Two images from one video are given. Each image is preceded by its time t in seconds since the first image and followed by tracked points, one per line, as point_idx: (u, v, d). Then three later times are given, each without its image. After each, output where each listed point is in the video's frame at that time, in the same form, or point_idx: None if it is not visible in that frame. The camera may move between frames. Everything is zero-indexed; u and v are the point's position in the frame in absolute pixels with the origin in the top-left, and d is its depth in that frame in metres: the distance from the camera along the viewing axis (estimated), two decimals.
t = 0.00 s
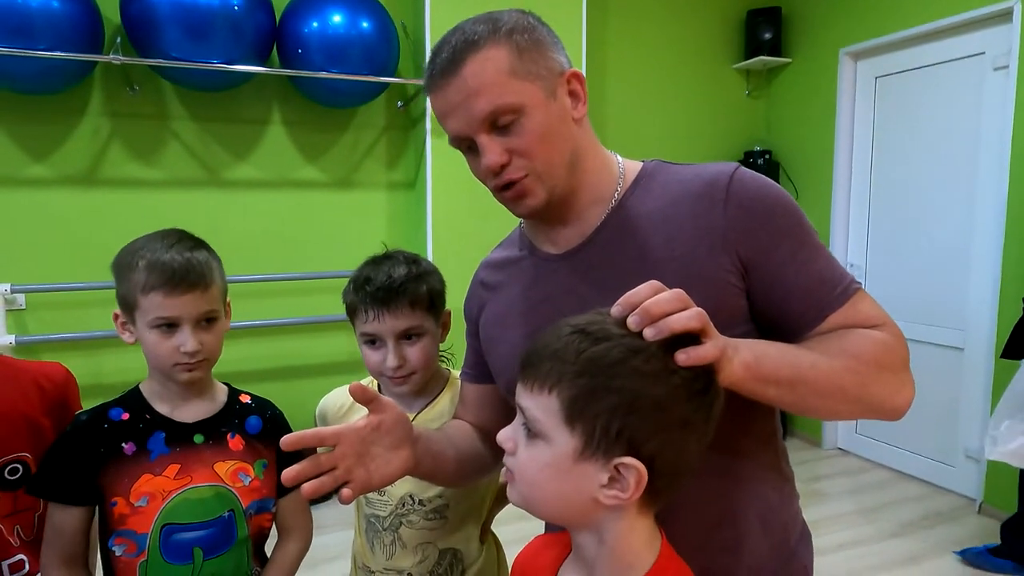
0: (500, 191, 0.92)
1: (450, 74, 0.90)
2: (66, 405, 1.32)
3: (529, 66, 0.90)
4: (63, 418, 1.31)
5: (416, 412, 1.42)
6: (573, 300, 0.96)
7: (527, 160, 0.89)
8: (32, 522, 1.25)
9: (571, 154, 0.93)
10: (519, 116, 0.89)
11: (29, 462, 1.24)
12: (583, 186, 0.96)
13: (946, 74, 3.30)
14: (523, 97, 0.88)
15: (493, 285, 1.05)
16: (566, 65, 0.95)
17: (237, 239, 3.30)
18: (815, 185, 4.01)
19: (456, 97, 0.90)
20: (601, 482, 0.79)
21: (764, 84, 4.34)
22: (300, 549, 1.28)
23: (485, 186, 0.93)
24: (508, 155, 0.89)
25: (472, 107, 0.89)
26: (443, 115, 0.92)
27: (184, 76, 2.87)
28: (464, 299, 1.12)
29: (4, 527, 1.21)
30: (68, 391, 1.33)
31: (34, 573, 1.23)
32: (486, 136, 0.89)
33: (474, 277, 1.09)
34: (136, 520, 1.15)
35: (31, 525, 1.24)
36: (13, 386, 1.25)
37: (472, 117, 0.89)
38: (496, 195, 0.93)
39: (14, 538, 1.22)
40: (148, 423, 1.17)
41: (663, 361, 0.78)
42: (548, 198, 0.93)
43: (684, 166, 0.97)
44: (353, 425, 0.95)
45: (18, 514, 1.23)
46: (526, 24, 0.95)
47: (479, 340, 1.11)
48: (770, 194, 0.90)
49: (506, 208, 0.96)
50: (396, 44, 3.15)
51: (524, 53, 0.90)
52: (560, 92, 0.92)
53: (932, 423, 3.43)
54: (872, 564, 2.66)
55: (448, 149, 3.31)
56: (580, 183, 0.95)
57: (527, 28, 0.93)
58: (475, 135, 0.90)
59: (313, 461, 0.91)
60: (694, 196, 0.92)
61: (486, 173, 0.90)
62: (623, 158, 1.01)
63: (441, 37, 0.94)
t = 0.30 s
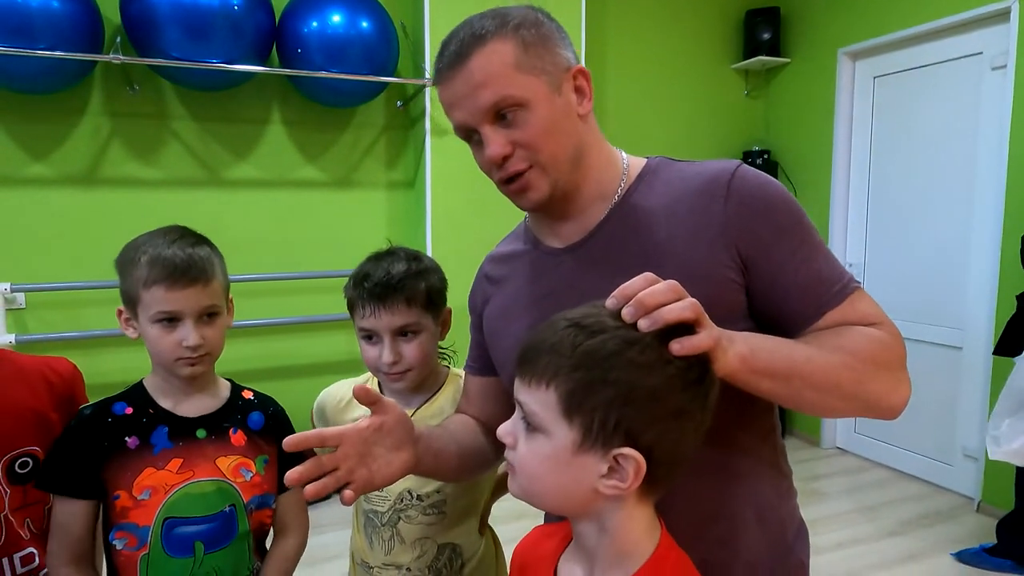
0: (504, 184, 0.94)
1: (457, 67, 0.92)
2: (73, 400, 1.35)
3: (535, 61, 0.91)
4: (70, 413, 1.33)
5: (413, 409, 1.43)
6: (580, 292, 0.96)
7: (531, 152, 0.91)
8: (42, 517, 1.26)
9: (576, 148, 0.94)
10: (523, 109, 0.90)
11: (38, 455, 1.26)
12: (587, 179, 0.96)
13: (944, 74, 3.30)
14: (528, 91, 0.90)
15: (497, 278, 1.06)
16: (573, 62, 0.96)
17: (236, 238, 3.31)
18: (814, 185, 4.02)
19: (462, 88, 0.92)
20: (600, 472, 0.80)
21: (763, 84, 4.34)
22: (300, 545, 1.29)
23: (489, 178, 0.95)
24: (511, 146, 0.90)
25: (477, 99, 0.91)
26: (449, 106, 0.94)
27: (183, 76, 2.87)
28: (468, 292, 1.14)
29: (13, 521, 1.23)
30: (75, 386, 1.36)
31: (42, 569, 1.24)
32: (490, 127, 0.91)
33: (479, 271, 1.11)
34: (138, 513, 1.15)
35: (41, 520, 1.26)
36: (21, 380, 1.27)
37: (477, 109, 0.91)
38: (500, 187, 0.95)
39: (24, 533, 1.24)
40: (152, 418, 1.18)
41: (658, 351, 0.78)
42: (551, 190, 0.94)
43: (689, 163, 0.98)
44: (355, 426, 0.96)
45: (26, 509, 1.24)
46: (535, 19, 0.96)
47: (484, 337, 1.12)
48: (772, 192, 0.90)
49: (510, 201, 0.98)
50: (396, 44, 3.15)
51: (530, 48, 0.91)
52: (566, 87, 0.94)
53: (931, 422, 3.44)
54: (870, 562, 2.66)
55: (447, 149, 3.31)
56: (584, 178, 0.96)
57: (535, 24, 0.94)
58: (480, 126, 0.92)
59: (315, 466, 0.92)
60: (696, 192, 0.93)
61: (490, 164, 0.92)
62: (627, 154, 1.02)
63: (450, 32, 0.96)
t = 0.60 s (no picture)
0: (517, 173, 0.98)
1: (476, 60, 0.96)
2: (79, 398, 1.43)
3: (551, 55, 0.95)
4: (75, 413, 1.42)
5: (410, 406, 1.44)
6: (595, 276, 0.98)
7: (542, 144, 0.94)
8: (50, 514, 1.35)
9: (588, 143, 0.97)
10: (537, 102, 0.94)
11: (46, 454, 1.35)
12: (596, 174, 0.98)
13: (942, 74, 3.31)
14: (542, 86, 0.93)
15: (508, 266, 1.09)
16: (590, 57, 0.99)
17: (235, 238, 3.31)
18: (812, 185, 4.03)
19: (481, 79, 0.96)
20: (597, 466, 0.80)
21: (761, 84, 4.35)
22: (298, 545, 1.31)
23: (503, 166, 0.99)
24: (523, 138, 0.94)
25: (492, 90, 0.95)
26: (468, 95, 0.98)
27: (182, 75, 2.87)
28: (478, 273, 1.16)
29: (23, 517, 1.32)
30: (81, 384, 1.44)
31: (46, 565, 1.34)
32: (503, 119, 0.95)
33: (490, 256, 1.13)
34: (143, 516, 1.16)
35: (48, 517, 1.35)
36: (30, 380, 1.35)
37: (492, 100, 0.95)
38: (513, 177, 0.99)
39: (31, 530, 1.33)
40: (155, 420, 1.19)
41: (649, 345, 0.79)
42: (560, 183, 0.97)
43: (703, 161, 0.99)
44: (307, 377, 0.96)
45: (34, 506, 1.33)
46: (556, 15, 0.99)
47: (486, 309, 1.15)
48: (782, 192, 0.91)
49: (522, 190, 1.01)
50: (394, 43, 3.16)
51: (548, 42, 0.95)
52: (582, 82, 0.96)
53: (929, 421, 3.45)
54: (868, 561, 2.67)
55: (446, 149, 3.31)
56: (595, 171, 0.98)
57: (554, 18, 0.98)
58: (494, 117, 0.96)
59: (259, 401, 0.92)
60: (705, 189, 0.94)
61: (502, 154, 0.96)
62: (642, 150, 1.03)
63: (474, 23, 1.00)
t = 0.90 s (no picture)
0: (523, 169, 0.99)
1: (490, 55, 0.97)
2: (83, 399, 1.44)
3: (565, 55, 0.96)
4: (80, 415, 1.43)
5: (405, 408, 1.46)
6: (600, 277, 0.99)
7: (551, 143, 0.95)
8: (56, 516, 1.36)
9: (596, 144, 0.98)
10: (549, 100, 0.95)
11: (52, 456, 1.35)
12: (604, 176, 0.99)
13: (938, 76, 3.33)
14: (554, 84, 0.94)
15: (514, 266, 1.10)
16: (604, 59, 0.99)
17: (233, 239, 3.31)
18: (808, 185, 4.04)
19: (495, 73, 0.97)
20: (598, 471, 0.81)
21: (758, 85, 4.36)
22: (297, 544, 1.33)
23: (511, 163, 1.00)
24: (531, 135, 0.95)
25: (504, 85, 0.96)
26: (481, 88, 0.99)
27: (180, 77, 2.88)
28: (483, 268, 1.17)
29: (28, 521, 1.33)
30: (85, 385, 1.45)
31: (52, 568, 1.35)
32: (514, 116, 0.96)
33: (496, 253, 1.14)
34: (143, 515, 1.16)
35: (56, 519, 1.36)
36: (33, 383, 1.36)
37: (503, 95, 0.96)
38: (520, 173, 1.00)
39: (37, 533, 1.34)
40: (155, 421, 1.19)
41: (647, 350, 0.80)
42: (567, 182, 0.98)
43: (710, 168, 1.00)
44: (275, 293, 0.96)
45: (40, 509, 1.34)
46: (575, 16, 1.00)
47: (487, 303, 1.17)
48: (788, 204, 0.92)
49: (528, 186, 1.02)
50: (392, 45, 3.16)
51: (563, 42, 0.96)
52: (594, 84, 0.97)
53: (924, 421, 3.47)
54: (863, 561, 2.68)
55: (444, 150, 3.32)
56: (603, 174, 0.99)
57: (572, 19, 0.98)
58: (504, 113, 0.97)
59: (220, 296, 0.90)
60: (713, 196, 0.95)
61: (511, 149, 0.97)
62: (651, 155, 1.04)
63: (494, 18, 1.01)
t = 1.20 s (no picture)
0: (525, 172, 0.98)
1: (495, 56, 0.97)
2: (86, 401, 1.43)
3: (569, 59, 0.96)
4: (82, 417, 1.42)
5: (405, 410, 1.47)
6: (603, 281, 0.99)
7: (554, 147, 0.95)
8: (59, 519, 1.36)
9: (599, 148, 0.98)
10: (552, 104, 0.95)
11: (54, 459, 1.36)
12: (606, 180, 1.00)
13: (937, 77, 3.33)
14: (558, 88, 0.94)
15: (517, 271, 1.10)
16: (608, 64, 1.00)
17: (233, 240, 3.31)
18: (807, 186, 4.05)
19: (498, 76, 0.97)
20: (604, 477, 0.82)
21: (757, 86, 4.37)
22: (297, 548, 1.32)
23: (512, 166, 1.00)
24: (534, 138, 0.95)
25: (508, 88, 0.96)
26: (484, 91, 0.99)
27: (179, 78, 2.88)
28: (488, 279, 1.18)
29: (30, 523, 1.34)
30: (89, 388, 1.44)
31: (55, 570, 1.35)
32: (517, 119, 0.96)
33: (499, 261, 1.14)
34: (143, 516, 1.17)
35: (59, 522, 1.36)
36: (34, 386, 1.36)
37: (507, 98, 0.96)
38: (522, 176, 1.00)
39: (39, 536, 1.34)
40: (155, 423, 1.20)
41: (653, 355, 0.80)
42: (570, 186, 0.98)
43: (711, 172, 1.01)
44: (298, 389, 1.00)
45: (42, 511, 1.34)
46: (579, 20, 1.00)
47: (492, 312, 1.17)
48: (790, 208, 0.92)
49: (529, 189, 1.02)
50: (392, 46, 3.16)
51: (567, 46, 0.96)
52: (598, 89, 0.98)
53: (923, 422, 3.47)
54: (862, 561, 2.69)
55: (444, 151, 3.32)
56: (605, 177, 1.00)
57: (576, 23, 0.99)
58: (508, 116, 0.97)
59: (243, 412, 0.96)
60: (715, 201, 0.95)
61: (513, 153, 0.97)
62: (653, 159, 1.05)
63: (497, 20, 1.01)
